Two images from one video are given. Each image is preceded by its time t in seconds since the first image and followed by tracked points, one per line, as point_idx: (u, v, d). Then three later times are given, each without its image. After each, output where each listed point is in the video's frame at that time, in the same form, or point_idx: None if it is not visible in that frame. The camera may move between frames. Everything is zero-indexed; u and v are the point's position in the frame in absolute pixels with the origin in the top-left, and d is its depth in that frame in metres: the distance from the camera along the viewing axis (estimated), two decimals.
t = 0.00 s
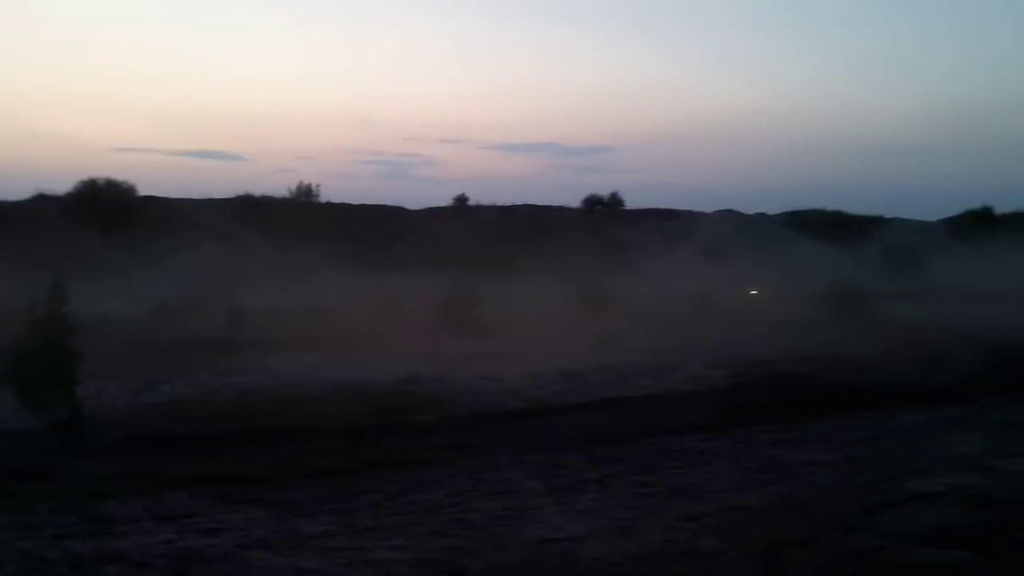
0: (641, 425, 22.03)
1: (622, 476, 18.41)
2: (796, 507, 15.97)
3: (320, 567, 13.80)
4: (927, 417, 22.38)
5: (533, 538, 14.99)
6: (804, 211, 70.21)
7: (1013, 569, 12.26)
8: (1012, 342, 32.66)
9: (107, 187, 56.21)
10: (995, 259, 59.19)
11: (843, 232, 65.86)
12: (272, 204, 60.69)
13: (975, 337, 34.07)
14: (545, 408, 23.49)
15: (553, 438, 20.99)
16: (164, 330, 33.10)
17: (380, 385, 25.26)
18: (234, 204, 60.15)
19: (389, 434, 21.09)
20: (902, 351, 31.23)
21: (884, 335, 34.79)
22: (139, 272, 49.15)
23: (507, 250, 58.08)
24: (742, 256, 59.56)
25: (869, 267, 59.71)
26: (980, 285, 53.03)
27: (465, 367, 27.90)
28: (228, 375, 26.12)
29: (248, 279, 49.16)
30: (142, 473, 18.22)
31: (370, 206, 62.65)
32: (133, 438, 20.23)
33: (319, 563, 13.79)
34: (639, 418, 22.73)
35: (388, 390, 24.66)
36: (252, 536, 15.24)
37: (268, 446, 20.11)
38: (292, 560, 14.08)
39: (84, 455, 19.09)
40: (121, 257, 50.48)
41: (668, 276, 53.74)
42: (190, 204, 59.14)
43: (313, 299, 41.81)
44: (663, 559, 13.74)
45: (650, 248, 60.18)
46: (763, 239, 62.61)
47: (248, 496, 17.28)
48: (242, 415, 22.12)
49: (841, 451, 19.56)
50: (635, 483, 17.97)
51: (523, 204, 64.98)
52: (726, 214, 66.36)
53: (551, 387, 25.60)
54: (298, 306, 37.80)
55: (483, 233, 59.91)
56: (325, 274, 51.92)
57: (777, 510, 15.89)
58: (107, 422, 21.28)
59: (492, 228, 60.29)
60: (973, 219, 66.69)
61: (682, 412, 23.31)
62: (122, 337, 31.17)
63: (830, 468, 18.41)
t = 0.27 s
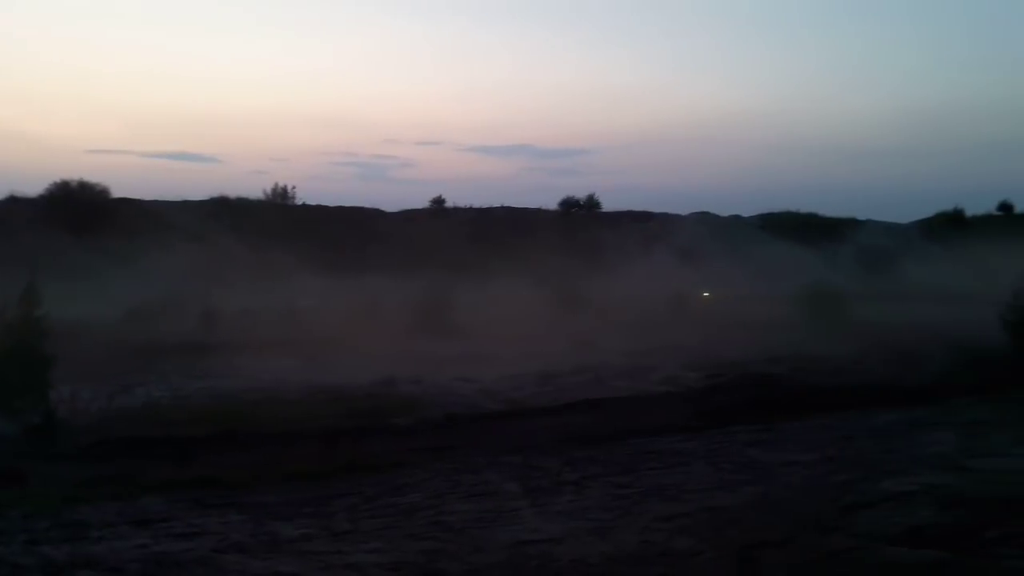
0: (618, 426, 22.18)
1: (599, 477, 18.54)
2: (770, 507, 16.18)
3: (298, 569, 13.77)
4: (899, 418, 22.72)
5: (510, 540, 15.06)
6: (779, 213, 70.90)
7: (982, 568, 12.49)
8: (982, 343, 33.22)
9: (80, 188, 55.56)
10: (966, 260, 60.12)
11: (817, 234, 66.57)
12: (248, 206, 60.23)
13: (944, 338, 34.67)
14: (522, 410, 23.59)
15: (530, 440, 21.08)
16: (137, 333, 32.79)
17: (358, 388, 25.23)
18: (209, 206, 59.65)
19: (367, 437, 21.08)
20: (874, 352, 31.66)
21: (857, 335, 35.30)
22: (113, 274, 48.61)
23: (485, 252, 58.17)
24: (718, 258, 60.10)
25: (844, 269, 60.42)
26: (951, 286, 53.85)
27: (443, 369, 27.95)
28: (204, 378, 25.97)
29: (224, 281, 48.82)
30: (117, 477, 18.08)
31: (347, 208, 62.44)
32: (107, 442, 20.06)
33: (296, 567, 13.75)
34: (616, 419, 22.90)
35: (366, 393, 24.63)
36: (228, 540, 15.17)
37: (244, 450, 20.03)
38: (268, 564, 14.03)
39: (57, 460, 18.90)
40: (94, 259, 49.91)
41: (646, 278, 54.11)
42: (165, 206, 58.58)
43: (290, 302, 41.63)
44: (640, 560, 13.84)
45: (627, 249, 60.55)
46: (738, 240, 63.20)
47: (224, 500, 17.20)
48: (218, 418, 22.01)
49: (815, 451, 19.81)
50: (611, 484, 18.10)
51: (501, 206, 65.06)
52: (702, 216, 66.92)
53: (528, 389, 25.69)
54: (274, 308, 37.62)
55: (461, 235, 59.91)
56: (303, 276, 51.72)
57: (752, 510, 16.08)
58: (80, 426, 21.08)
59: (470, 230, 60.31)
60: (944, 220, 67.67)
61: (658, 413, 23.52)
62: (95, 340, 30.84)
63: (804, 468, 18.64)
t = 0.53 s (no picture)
0: (599, 428, 22.25)
1: (580, 479, 18.59)
2: (750, 508, 16.29)
3: (278, 572, 13.69)
4: (877, 419, 22.95)
5: (491, 542, 15.06)
6: (759, 216, 71.39)
7: (958, 568, 12.64)
8: (957, 345, 33.62)
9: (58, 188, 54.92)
10: (943, 263, 60.83)
11: (797, 237, 67.08)
12: (229, 206, 59.66)
13: (921, 340, 35.07)
14: (504, 412, 23.60)
15: (512, 442, 21.09)
16: (116, 334, 32.47)
17: (339, 389, 25.15)
18: (189, 206, 59.07)
19: (348, 439, 21.00)
20: (852, 354, 31.95)
21: (835, 337, 35.61)
22: (92, 275, 48.11)
23: (468, 254, 58.14)
24: (700, 261, 60.42)
25: (824, 272, 60.92)
26: (929, 289, 54.44)
27: (424, 371, 27.91)
28: (184, 379, 25.77)
29: (204, 283, 48.46)
30: (95, 479, 17.91)
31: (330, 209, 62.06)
32: (85, 444, 19.86)
33: (276, 569, 13.68)
34: (597, 420, 22.96)
35: (347, 395, 24.55)
36: (207, 543, 15.07)
37: (224, 452, 19.90)
38: (248, 566, 13.95)
39: (34, 462, 18.69)
40: (73, 260, 49.37)
41: (628, 280, 54.32)
42: (144, 206, 57.94)
43: (270, 303, 41.38)
44: (621, 561, 13.88)
45: (609, 251, 60.74)
46: (720, 243, 63.55)
47: (203, 503, 17.09)
48: (197, 420, 21.85)
49: (794, 452, 19.98)
50: (592, 485, 18.15)
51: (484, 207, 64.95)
52: (684, 219, 67.22)
53: (510, 391, 25.71)
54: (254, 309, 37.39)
55: (444, 236, 59.78)
56: (285, 278, 51.48)
57: (731, 511, 16.18)
58: (58, 428, 20.86)
59: (453, 232, 60.20)
60: (922, 223, 68.41)
61: (639, 414, 23.62)
62: (72, 342, 30.49)
63: (784, 469, 18.78)
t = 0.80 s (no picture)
0: (579, 427, 22.31)
1: (560, 478, 18.64)
2: (728, 505, 16.42)
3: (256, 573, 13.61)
4: (853, 417, 23.20)
5: (471, 541, 15.07)
6: (737, 216, 71.87)
7: (932, 562, 12.83)
8: (931, 343, 34.07)
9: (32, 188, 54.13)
10: (918, 262, 61.60)
11: (775, 237, 67.63)
12: (207, 206, 58.78)
13: (896, 338, 35.48)
14: (484, 412, 23.60)
15: (492, 441, 21.11)
16: (91, 337, 32.05)
17: (319, 390, 25.02)
18: (166, 207, 58.21)
19: (327, 440, 20.90)
20: (828, 353, 32.28)
21: (812, 336, 35.94)
22: (67, 276, 47.47)
23: (448, 254, 58.03)
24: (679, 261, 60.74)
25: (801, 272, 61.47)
26: (904, 288, 55.09)
27: (404, 371, 27.84)
28: (161, 381, 25.51)
29: (182, 284, 47.98)
30: (70, 483, 17.70)
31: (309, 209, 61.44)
32: (61, 447, 19.63)
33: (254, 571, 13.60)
34: (576, 420, 23.02)
35: (327, 396, 24.44)
36: (185, 545, 14.94)
37: (202, 454, 19.75)
38: (227, 568, 13.85)
39: (8, 466, 18.44)
40: (47, 261, 48.66)
41: (608, 280, 54.49)
42: (120, 206, 56.99)
43: (249, 304, 41.05)
44: (600, 559, 13.94)
45: (589, 251, 60.89)
46: (699, 243, 63.92)
47: (181, 505, 16.95)
48: (175, 422, 21.66)
49: (772, 450, 20.16)
50: (572, 484, 18.21)
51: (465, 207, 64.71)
52: (663, 219, 67.51)
53: (490, 391, 25.71)
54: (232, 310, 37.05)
55: (424, 236, 59.64)
56: (264, 279, 51.13)
57: (710, 508, 16.30)
58: (33, 430, 20.60)
59: (432, 232, 60.07)
60: (897, 223, 69.24)
61: (619, 413, 23.71)
62: (47, 344, 30.06)
63: (761, 466, 18.94)
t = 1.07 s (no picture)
0: (555, 427, 22.35)
1: (536, 477, 18.67)
2: (702, 502, 16.54)
3: None
4: (826, 414, 23.46)
5: (447, 542, 15.05)
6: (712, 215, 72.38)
7: (902, 557, 13.02)
8: (902, 341, 34.53)
9: None
10: (889, 261, 62.38)
11: (749, 236, 68.20)
12: (180, 207, 57.70)
13: (867, 337, 35.93)
14: (460, 412, 23.56)
15: (468, 441, 21.08)
16: (61, 339, 31.52)
17: (294, 392, 24.84)
18: (137, 207, 57.12)
19: (302, 441, 20.76)
20: (802, 351, 32.61)
21: (785, 335, 36.28)
22: (36, 277, 46.64)
23: (424, 254, 57.83)
24: (654, 261, 61.06)
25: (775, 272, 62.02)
26: (875, 287, 55.76)
27: (380, 372, 27.71)
28: (133, 384, 25.17)
29: (154, 285, 47.34)
30: (39, 488, 17.42)
31: (284, 210, 60.60)
32: (30, 451, 19.30)
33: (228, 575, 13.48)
34: (552, 419, 23.06)
35: (301, 397, 24.27)
36: (157, 550, 14.77)
37: (175, 457, 19.52)
38: (200, 572, 13.71)
39: None
40: (15, 262, 47.76)
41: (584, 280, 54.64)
42: (89, 206, 55.77)
43: (222, 304, 40.61)
44: (576, 558, 13.99)
45: (565, 251, 61.02)
46: (674, 243, 64.30)
47: (154, 509, 16.75)
48: (147, 425, 21.39)
49: (746, 447, 20.33)
50: (548, 483, 18.25)
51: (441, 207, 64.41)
52: (639, 218, 67.79)
53: (467, 391, 25.68)
54: (204, 312, 36.60)
55: (400, 236, 59.39)
56: (238, 279, 50.63)
57: (685, 505, 16.41)
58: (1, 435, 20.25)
59: (409, 232, 59.85)
60: (869, 223, 70.09)
61: (594, 412, 23.78)
62: (15, 347, 29.50)
63: (736, 464, 19.09)
